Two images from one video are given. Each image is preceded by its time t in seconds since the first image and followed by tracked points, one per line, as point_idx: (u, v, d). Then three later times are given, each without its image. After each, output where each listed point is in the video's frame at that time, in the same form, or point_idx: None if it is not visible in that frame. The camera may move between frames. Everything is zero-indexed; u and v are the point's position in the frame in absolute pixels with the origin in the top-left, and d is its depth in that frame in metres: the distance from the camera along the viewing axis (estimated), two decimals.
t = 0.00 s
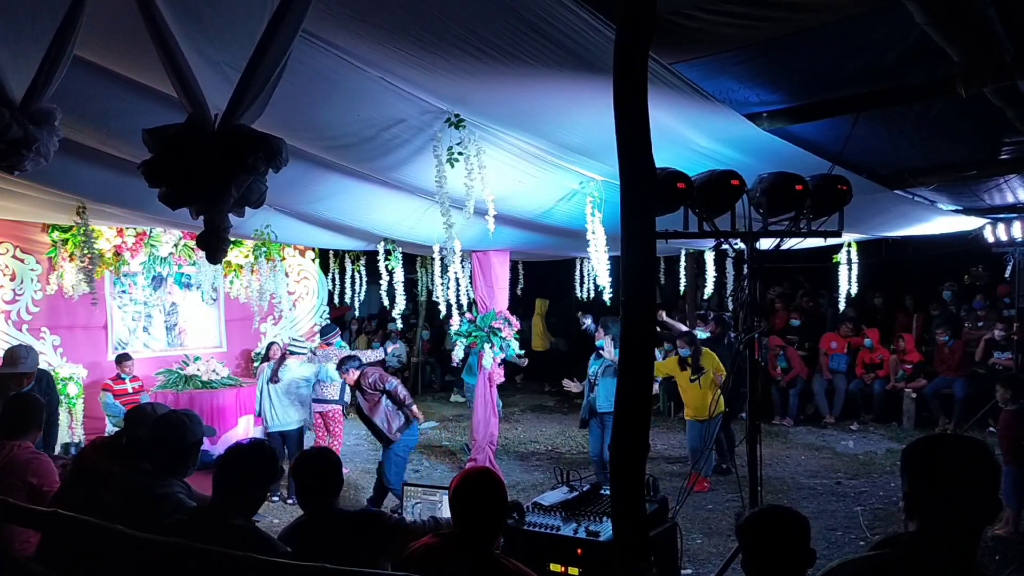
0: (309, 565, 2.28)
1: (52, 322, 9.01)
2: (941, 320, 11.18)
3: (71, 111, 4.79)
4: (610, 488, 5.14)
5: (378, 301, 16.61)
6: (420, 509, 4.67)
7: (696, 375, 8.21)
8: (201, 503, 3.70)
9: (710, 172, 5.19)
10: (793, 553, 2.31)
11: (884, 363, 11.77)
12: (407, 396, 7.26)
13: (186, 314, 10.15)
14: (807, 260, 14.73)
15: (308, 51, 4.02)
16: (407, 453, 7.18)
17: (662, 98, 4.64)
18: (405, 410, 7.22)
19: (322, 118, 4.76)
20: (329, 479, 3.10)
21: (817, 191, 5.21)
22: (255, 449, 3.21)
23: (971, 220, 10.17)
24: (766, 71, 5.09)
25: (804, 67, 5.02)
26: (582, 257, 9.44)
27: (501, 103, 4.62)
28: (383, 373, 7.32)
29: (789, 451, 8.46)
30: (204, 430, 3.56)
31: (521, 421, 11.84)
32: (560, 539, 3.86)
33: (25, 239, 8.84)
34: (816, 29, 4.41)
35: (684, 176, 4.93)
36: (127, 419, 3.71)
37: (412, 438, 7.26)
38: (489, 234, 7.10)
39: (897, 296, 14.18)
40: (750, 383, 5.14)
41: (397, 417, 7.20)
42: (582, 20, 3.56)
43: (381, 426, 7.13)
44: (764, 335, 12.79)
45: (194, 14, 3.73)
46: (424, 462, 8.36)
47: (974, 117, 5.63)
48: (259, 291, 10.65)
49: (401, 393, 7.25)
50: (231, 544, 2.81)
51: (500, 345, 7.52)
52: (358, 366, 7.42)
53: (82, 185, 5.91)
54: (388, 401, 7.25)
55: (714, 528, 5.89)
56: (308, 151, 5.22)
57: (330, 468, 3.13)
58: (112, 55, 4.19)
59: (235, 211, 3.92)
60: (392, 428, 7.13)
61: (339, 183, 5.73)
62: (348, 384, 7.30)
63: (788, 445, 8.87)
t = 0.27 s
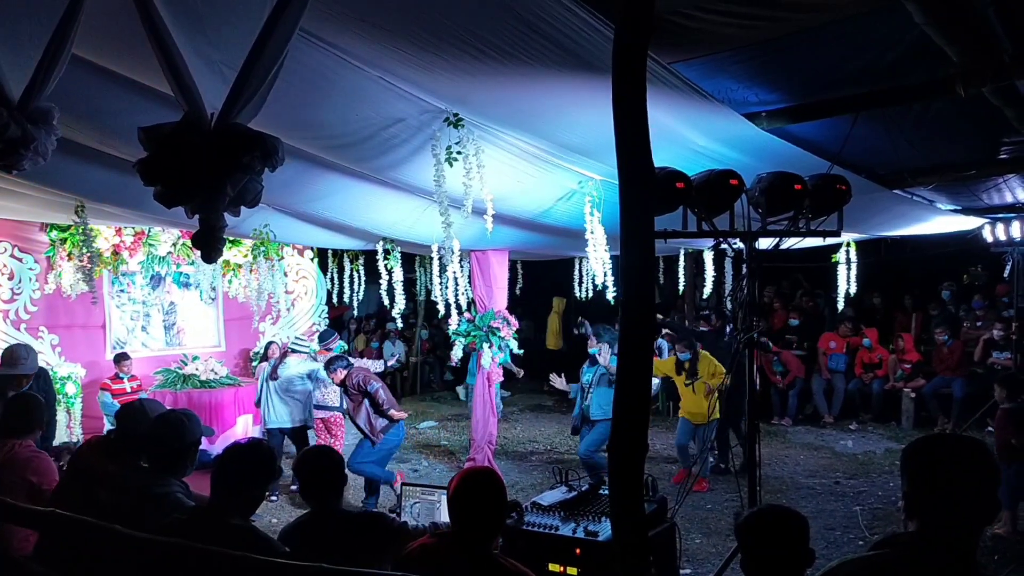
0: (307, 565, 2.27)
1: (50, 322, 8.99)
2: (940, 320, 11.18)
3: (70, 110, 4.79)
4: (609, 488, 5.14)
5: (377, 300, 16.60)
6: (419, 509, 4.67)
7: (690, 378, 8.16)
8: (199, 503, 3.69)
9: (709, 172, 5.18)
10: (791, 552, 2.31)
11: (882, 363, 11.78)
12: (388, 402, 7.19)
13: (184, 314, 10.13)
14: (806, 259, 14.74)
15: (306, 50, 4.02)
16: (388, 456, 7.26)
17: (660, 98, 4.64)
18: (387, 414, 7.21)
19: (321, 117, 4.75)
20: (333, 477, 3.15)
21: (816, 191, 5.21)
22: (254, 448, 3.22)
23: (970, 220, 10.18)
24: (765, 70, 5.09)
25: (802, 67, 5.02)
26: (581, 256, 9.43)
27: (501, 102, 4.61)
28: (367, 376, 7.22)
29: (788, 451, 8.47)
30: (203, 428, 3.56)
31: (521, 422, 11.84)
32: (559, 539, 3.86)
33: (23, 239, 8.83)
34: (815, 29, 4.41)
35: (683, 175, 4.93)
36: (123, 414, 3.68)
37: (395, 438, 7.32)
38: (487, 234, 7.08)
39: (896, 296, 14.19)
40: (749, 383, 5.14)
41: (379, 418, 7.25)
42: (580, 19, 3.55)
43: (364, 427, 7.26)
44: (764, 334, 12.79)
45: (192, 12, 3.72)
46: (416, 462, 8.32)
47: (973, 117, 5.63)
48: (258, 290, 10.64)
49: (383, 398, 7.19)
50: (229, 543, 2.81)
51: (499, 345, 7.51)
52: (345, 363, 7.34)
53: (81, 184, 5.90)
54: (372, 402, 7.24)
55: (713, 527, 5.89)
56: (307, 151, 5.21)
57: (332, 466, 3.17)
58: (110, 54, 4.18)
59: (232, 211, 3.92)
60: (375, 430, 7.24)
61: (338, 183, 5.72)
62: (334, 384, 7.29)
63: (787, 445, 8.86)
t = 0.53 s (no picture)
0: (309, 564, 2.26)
1: (50, 321, 8.99)
2: (940, 319, 11.17)
3: (70, 109, 4.78)
4: (610, 487, 5.14)
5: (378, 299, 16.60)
6: (419, 509, 4.67)
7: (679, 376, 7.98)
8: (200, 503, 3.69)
9: (709, 171, 5.18)
10: (792, 551, 2.31)
11: (883, 362, 11.77)
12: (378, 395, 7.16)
13: (185, 313, 10.11)
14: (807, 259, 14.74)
15: (307, 49, 4.02)
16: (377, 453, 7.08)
17: (661, 97, 4.65)
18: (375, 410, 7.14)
19: (321, 117, 4.75)
20: (339, 471, 3.22)
21: (817, 190, 5.21)
22: (253, 449, 3.23)
23: (970, 219, 10.17)
24: (766, 69, 5.08)
25: (803, 66, 5.02)
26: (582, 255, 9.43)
27: (501, 102, 4.61)
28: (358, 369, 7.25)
29: (788, 451, 8.46)
30: (203, 429, 3.52)
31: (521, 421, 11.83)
32: (559, 538, 3.86)
33: (23, 238, 8.83)
34: (815, 29, 4.41)
35: (683, 174, 4.94)
36: (114, 411, 3.70)
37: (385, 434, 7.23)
38: (488, 234, 7.08)
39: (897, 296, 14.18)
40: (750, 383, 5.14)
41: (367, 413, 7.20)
42: (582, 19, 3.55)
43: (354, 422, 7.23)
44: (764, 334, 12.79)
45: (192, 11, 3.72)
46: (417, 461, 8.32)
47: (973, 117, 5.63)
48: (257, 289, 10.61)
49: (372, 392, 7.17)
50: (229, 542, 2.81)
51: (499, 344, 7.47)
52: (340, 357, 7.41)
53: (81, 183, 5.89)
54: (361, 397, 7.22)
55: (713, 527, 5.89)
56: (307, 150, 5.20)
57: (338, 460, 3.27)
58: (111, 53, 4.18)
59: (233, 210, 3.91)
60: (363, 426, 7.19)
61: (338, 183, 5.71)
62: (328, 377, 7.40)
63: (788, 445, 8.84)
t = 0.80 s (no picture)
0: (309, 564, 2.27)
1: (51, 321, 8.97)
2: (940, 319, 11.18)
3: (72, 109, 4.78)
4: (611, 487, 5.14)
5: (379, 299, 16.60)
6: (420, 509, 4.67)
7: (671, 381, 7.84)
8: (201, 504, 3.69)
9: (711, 172, 5.19)
10: (793, 553, 2.31)
11: (884, 363, 11.79)
12: (368, 394, 7.20)
13: (185, 313, 10.21)
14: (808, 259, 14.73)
15: (309, 50, 4.02)
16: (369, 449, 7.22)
17: (662, 98, 4.65)
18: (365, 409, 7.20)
19: (322, 117, 4.75)
20: (344, 468, 3.21)
21: (818, 190, 5.22)
22: (254, 448, 3.23)
23: (971, 219, 10.17)
24: (767, 70, 5.09)
25: (804, 67, 5.02)
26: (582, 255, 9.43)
27: (501, 102, 4.60)
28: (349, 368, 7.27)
29: (788, 451, 8.46)
30: (206, 428, 3.62)
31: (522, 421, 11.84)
32: (560, 538, 3.86)
33: (25, 238, 8.81)
34: (816, 29, 4.41)
35: (685, 175, 4.96)
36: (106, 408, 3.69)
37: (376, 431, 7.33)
38: (489, 234, 7.07)
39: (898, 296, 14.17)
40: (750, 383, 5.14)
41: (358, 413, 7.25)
42: (583, 19, 3.55)
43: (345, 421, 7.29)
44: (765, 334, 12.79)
45: (194, 11, 3.72)
46: (418, 461, 8.31)
47: (974, 117, 5.63)
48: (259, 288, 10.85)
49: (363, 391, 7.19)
50: (229, 542, 2.81)
51: (500, 344, 7.50)
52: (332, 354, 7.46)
53: (82, 183, 5.89)
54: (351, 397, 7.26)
55: (714, 527, 5.89)
56: (308, 151, 5.20)
57: (343, 456, 3.28)
58: (112, 53, 4.18)
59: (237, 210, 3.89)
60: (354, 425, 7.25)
61: (339, 183, 5.71)
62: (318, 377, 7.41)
63: (789, 446, 8.83)
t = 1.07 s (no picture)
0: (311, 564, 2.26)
1: (52, 321, 8.93)
2: (941, 319, 11.18)
3: (72, 109, 4.79)
4: (611, 487, 5.13)
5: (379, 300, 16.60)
6: (421, 509, 4.67)
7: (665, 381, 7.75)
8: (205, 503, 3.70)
9: (712, 172, 5.20)
10: (796, 555, 2.30)
11: (885, 363, 11.78)
12: (347, 400, 6.92)
13: (186, 313, 10.26)
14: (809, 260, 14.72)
15: (312, 51, 4.03)
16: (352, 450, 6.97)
17: (663, 98, 4.66)
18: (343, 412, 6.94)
19: (324, 118, 4.76)
20: (349, 467, 3.19)
21: (819, 191, 5.22)
22: (256, 447, 3.22)
23: (973, 220, 10.15)
24: (768, 70, 5.09)
25: (805, 67, 5.02)
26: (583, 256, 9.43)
27: (502, 102, 4.60)
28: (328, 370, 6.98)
29: (789, 452, 8.44)
30: (210, 428, 3.66)
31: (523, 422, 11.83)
32: (561, 539, 3.86)
33: (25, 238, 8.76)
34: (816, 29, 4.41)
35: (686, 175, 4.97)
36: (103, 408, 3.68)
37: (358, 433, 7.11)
38: (491, 235, 7.06)
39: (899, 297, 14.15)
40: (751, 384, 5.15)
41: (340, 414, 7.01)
42: (584, 20, 3.56)
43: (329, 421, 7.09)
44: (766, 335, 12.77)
45: (194, 12, 3.72)
46: (419, 461, 8.32)
47: (975, 117, 5.62)
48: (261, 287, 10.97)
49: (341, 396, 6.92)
50: (229, 542, 2.81)
51: (500, 344, 7.48)
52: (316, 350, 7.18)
53: (82, 183, 5.89)
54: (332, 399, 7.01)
55: (715, 528, 5.88)
56: (310, 151, 5.20)
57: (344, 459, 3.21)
58: (113, 53, 4.18)
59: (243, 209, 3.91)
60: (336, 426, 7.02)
61: (341, 184, 5.70)
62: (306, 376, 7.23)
63: (791, 446, 8.82)
